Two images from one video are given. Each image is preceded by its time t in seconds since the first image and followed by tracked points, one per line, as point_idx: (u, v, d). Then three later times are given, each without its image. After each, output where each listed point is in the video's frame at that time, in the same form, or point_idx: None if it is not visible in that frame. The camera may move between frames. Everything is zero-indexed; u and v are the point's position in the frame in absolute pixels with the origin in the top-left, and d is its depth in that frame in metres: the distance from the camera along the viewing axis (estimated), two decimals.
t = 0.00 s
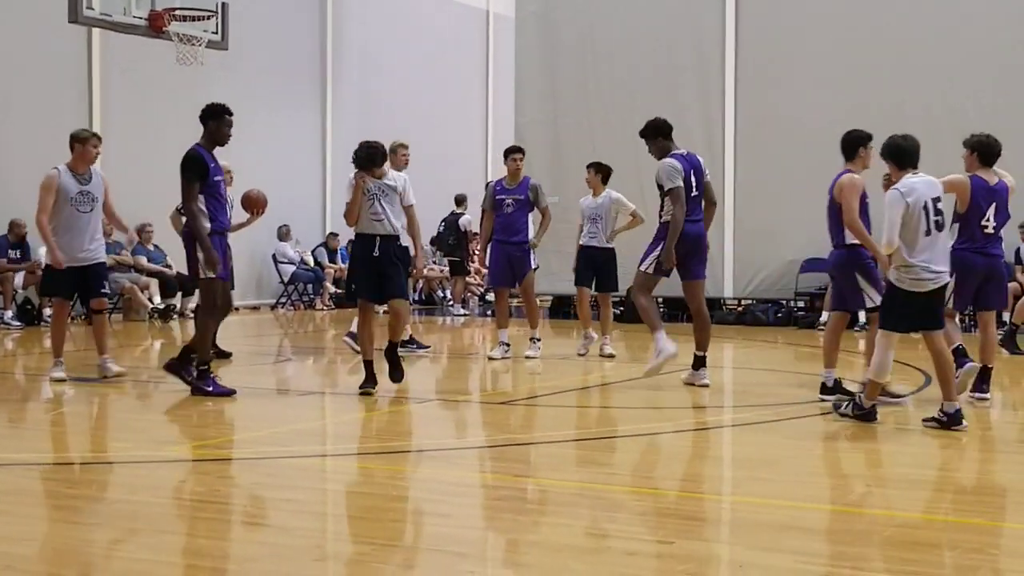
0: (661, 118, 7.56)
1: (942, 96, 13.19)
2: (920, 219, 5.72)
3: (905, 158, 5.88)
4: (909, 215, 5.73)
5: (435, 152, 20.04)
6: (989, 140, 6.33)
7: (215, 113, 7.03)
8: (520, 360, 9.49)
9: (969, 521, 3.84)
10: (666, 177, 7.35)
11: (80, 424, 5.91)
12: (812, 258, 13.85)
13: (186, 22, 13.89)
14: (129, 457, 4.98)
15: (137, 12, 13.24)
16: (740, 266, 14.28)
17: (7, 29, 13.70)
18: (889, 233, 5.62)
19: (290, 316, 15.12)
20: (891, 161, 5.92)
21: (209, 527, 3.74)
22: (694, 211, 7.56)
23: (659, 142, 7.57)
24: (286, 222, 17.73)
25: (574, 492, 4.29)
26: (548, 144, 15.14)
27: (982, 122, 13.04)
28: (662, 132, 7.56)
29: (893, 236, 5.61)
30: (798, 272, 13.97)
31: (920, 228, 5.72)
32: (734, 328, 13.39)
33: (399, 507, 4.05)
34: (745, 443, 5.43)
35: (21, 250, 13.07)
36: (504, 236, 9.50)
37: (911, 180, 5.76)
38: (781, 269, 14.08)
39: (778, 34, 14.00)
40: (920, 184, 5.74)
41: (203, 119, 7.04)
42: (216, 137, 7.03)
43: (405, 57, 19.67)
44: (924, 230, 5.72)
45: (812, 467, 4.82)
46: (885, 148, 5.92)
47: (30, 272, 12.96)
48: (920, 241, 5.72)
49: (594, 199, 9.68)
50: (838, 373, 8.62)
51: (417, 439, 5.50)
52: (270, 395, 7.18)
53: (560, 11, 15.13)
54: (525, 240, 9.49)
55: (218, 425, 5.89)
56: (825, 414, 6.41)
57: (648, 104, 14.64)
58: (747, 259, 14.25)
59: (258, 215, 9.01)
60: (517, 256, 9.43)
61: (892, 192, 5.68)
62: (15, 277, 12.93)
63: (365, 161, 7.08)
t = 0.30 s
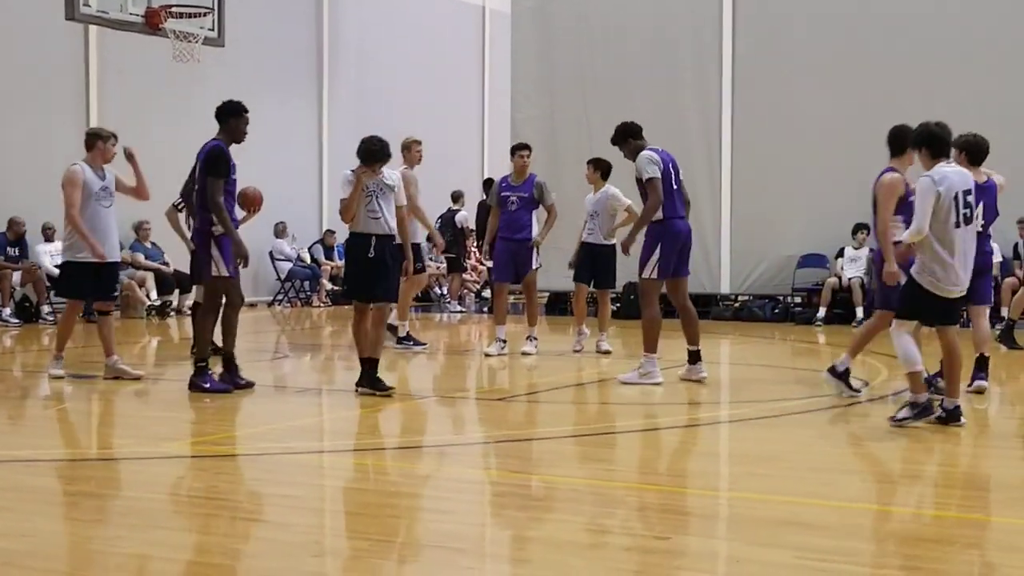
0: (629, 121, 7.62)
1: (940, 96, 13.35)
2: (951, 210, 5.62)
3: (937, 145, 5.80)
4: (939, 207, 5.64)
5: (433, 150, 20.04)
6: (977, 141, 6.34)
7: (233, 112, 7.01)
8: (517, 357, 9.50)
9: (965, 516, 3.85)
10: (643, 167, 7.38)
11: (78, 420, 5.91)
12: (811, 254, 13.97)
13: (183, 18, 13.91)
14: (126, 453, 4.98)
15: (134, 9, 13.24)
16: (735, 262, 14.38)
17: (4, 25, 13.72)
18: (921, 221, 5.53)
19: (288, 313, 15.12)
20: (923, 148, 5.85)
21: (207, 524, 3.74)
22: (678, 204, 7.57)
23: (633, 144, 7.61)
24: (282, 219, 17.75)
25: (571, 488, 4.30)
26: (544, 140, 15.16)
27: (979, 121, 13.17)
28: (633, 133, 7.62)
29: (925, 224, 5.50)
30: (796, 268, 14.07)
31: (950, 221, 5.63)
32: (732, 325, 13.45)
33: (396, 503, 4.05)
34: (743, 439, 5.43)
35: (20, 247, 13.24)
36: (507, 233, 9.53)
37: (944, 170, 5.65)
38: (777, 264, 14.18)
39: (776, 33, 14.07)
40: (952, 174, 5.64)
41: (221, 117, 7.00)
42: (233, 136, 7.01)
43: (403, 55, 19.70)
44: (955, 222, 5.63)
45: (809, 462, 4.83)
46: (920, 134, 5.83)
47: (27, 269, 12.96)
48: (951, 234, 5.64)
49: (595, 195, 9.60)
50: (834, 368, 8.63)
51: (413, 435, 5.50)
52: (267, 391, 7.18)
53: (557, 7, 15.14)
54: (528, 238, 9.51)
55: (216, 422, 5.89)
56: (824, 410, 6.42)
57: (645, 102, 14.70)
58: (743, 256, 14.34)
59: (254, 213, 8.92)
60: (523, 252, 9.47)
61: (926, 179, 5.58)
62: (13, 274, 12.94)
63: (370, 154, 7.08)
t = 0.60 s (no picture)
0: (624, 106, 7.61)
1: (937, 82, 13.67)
2: (977, 196, 5.45)
3: (968, 126, 5.52)
4: (968, 191, 5.44)
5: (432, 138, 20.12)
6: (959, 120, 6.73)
7: (241, 99, 6.96)
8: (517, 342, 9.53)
9: (958, 500, 3.88)
10: (632, 142, 7.47)
11: (79, 407, 5.93)
12: (811, 239, 14.23)
13: (182, 6, 13.95)
14: (127, 439, 4.99)
15: None
16: (736, 248, 14.64)
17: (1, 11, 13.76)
18: (940, 208, 5.38)
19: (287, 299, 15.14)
20: (951, 128, 5.57)
21: (209, 509, 3.75)
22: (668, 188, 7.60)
23: (625, 128, 7.62)
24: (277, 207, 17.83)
25: (573, 473, 4.31)
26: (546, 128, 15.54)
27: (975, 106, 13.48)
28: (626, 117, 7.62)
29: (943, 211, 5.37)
30: (796, 253, 14.37)
31: (975, 206, 5.47)
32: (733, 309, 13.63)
33: (398, 488, 4.07)
34: (743, 423, 5.45)
35: (22, 235, 13.32)
36: (514, 220, 9.69)
37: (972, 155, 5.46)
38: (778, 249, 14.48)
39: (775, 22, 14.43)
40: (979, 160, 5.45)
41: (229, 104, 6.95)
42: (244, 121, 6.98)
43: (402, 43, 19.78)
44: (979, 208, 5.47)
45: (809, 447, 4.84)
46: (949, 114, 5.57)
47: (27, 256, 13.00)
48: (973, 220, 5.49)
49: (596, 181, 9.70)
50: (834, 352, 8.66)
51: (413, 420, 5.52)
52: (268, 377, 7.20)
53: None
54: (535, 224, 9.69)
55: (216, 408, 5.90)
56: (824, 394, 6.45)
57: (646, 91, 15.04)
58: (744, 242, 14.63)
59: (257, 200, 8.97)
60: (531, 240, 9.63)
61: (956, 162, 5.38)
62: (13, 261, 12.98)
63: (384, 135, 6.95)
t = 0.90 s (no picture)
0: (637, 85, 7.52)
1: (937, 66, 13.62)
2: (1007, 176, 5.25)
3: (1004, 108, 5.28)
4: (994, 172, 5.27)
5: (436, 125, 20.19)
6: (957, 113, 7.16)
7: (256, 85, 6.90)
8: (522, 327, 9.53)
9: (962, 484, 3.87)
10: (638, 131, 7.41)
11: (84, 392, 5.93)
12: (817, 225, 14.18)
13: None
14: (133, 425, 4.99)
15: None
16: (741, 234, 14.73)
17: None
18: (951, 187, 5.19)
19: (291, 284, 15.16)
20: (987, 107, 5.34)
21: (214, 494, 3.76)
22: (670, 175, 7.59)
23: (634, 109, 7.55)
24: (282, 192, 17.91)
25: (578, 459, 4.31)
26: (552, 114, 15.68)
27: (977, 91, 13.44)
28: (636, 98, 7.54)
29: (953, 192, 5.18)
30: (801, 239, 14.39)
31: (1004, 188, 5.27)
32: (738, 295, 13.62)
33: (405, 473, 4.07)
34: (748, 409, 5.45)
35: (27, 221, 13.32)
36: (522, 205, 9.73)
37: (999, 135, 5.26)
38: (783, 235, 14.52)
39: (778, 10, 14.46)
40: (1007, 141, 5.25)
41: (247, 91, 6.89)
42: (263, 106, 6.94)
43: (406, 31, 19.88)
44: (1010, 189, 5.27)
45: (815, 433, 4.83)
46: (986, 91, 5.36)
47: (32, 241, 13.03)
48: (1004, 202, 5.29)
49: (600, 167, 9.66)
50: (839, 338, 8.63)
51: (419, 406, 5.53)
52: (272, 362, 7.20)
53: None
54: (542, 209, 9.69)
55: (222, 393, 5.90)
56: (829, 379, 6.44)
57: (650, 77, 15.13)
58: (749, 227, 14.69)
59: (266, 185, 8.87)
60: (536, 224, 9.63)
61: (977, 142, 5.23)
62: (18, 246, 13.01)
63: (396, 117, 6.88)
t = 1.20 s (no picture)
0: (638, 82, 7.51)
1: (938, 66, 13.61)
2: None
3: None
4: None
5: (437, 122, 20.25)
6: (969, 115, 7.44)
7: (268, 83, 6.91)
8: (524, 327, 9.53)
9: (962, 484, 3.87)
10: (632, 137, 7.34)
11: (85, 391, 5.93)
12: (817, 224, 14.19)
13: None
14: (135, 424, 4.99)
15: None
16: (744, 233, 14.74)
17: None
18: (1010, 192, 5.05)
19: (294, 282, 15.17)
20: None
21: (214, 494, 3.75)
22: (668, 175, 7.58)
23: (635, 106, 7.54)
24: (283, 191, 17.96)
25: (579, 458, 4.30)
26: (554, 112, 15.68)
27: (978, 91, 13.43)
28: (637, 95, 7.52)
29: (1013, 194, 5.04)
30: (803, 238, 14.38)
31: None
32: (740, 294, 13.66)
33: (407, 473, 4.06)
34: (749, 407, 5.44)
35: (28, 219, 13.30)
36: (524, 203, 9.73)
37: None
38: (785, 234, 14.51)
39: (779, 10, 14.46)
40: None
41: (262, 89, 6.88)
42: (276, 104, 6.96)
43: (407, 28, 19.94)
44: None
45: (816, 432, 4.82)
46: None
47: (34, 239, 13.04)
48: None
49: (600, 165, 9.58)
50: (841, 337, 8.62)
51: (421, 405, 5.52)
52: (275, 361, 7.20)
53: None
54: (542, 207, 9.67)
55: (223, 392, 5.90)
56: (830, 378, 6.43)
57: (652, 74, 15.12)
58: (751, 227, 14.70)
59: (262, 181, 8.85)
60: (535, 223, 9.63)
61: None
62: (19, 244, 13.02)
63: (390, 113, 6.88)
